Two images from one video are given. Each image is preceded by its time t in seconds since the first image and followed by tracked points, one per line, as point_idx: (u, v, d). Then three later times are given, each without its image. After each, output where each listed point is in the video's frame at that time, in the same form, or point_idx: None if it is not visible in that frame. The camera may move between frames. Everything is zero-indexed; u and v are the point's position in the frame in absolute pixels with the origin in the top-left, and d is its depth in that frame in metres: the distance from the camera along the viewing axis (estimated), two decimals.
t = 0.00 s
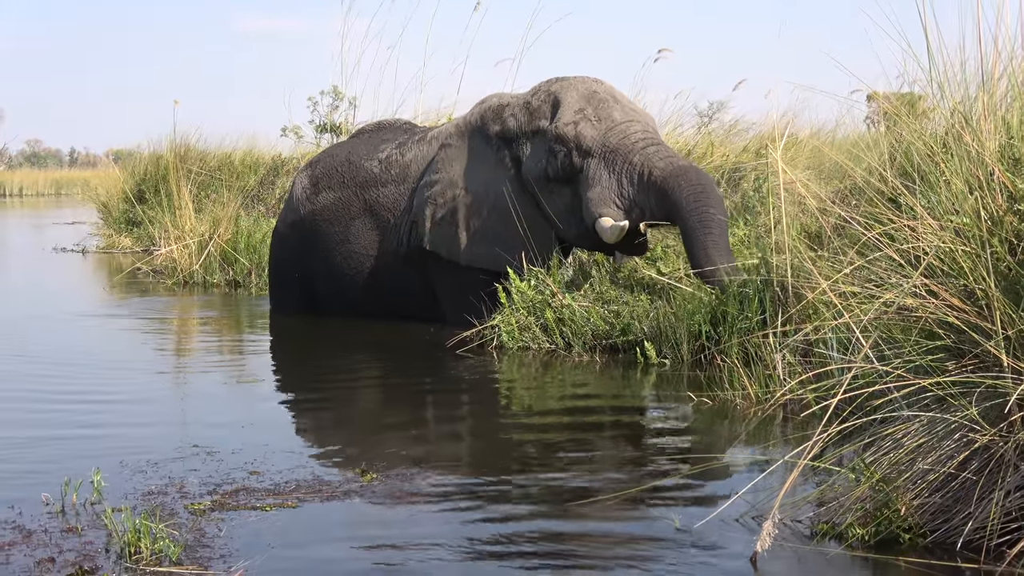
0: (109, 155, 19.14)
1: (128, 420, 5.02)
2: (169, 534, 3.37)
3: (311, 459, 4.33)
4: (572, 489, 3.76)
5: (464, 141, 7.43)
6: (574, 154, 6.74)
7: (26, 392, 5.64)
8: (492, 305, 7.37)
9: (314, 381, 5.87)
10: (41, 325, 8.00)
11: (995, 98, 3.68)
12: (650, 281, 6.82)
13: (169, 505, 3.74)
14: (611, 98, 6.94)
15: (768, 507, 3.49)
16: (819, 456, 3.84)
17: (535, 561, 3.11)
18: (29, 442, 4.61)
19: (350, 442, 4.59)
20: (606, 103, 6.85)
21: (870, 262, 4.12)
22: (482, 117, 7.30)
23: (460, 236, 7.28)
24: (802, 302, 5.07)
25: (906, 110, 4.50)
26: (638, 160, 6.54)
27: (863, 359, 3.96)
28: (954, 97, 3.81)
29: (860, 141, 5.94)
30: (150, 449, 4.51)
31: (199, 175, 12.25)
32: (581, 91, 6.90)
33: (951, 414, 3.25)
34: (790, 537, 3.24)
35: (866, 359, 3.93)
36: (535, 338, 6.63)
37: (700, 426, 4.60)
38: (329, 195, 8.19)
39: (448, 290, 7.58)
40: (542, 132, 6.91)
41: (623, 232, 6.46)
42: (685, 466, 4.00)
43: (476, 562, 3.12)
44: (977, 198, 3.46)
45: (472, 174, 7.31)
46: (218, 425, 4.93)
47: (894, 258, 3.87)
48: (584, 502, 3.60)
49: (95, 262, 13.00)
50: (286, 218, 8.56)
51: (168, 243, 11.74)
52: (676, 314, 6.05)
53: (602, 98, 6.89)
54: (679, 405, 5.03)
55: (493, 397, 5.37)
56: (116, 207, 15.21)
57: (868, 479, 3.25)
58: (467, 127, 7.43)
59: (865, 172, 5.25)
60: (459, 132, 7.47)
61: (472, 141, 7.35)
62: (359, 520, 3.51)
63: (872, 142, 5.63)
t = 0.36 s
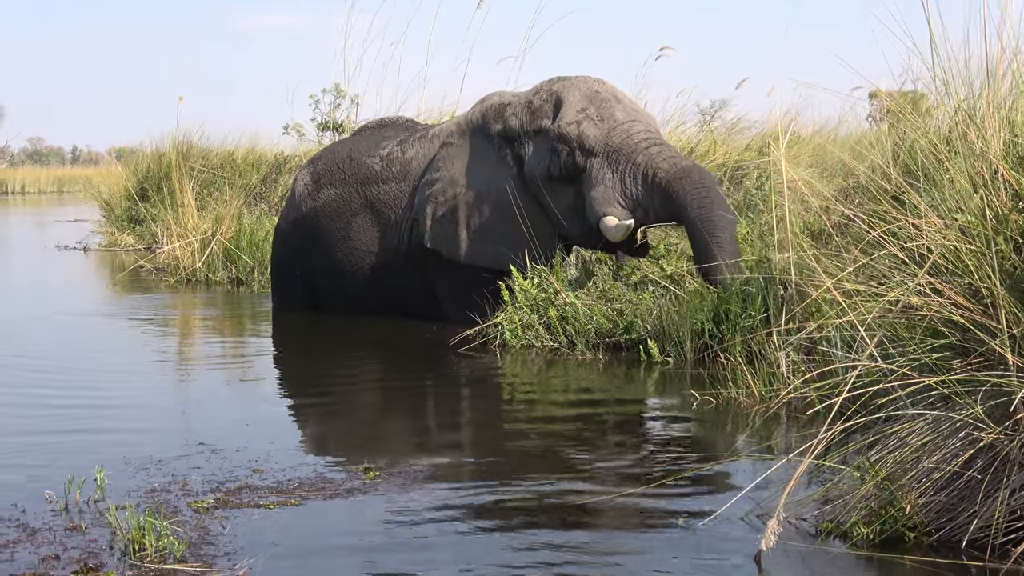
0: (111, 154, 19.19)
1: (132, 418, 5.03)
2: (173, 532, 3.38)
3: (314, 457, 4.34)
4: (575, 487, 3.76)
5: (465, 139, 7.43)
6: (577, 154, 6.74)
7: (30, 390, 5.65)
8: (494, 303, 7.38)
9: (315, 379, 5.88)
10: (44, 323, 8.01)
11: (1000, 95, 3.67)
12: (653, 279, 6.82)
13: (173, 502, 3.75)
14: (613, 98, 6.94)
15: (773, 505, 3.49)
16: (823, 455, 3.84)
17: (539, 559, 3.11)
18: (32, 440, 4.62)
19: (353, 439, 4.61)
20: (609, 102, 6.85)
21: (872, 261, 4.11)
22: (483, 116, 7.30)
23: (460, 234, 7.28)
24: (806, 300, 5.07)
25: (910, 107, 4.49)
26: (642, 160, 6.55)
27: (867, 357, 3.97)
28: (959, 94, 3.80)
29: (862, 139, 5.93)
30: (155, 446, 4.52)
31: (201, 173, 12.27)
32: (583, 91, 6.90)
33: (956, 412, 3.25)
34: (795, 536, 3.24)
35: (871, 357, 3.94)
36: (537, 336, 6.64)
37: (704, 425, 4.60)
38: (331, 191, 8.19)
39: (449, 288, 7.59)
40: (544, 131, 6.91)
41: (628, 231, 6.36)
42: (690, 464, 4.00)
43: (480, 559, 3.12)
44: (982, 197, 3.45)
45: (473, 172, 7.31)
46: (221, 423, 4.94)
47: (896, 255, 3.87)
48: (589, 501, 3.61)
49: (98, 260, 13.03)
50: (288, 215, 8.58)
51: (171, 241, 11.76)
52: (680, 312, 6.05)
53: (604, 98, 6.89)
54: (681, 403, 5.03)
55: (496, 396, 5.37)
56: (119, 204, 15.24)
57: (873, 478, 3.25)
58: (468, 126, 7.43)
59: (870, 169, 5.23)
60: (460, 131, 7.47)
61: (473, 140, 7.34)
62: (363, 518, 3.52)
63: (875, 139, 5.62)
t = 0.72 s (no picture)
0: (111, 153, 19.19)
1: (133, 417, 5.03)
2: (175, 531, 3.38)
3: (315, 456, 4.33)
4: (578, 486, 3.76)
5: (463, 138, 7.42)
6: (577, 152, 6.75)
7: (31, 389, 5.65)
8: (494, 302, 7.37)
9: (315, 379, 5.87)
10: (45, 322, 8.01)
11: (1001, 91, 3.67)
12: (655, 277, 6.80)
13: (175, 501, 3.75)
14: (612, 95, 6.94)
15: (775, 503, 3.49)
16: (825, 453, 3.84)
17: (542, 557, 3.11)
18: (35, 440, 4.63)
19: (354, 438, 4.60)
20: (608, 100, 6.85)
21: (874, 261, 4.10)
22: (482, 114, 7.30)
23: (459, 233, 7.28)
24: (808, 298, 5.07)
25: (910, 105, 4.49)
26: (643, 157, 6.56)
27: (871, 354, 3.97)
28: (960, 91, 3.79)
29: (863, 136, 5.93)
30: (156, 445, 4.53)
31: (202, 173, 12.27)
32: (583, 89, 6.90)
33: (959, 410, 3.25)
34: (798, 533, 3.24)
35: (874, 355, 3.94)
36: (538, 334, 6.64)
37: (707, 423, 4.60)
38: (329, 190, 8.18)
39: (450, 286, 7.58)
40: (544, 129, 6.91)
41: (631, 228, 6.34)
42: (691, 463, 4.00)
43: (482, 557, 3.12)
44: (985, 193, 3.45)
45: (472, 171, 7.30)
46: (223, 422, 4.94)
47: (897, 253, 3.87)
48: (591, 500, 3.61)
49: (99, 259, 13.04)
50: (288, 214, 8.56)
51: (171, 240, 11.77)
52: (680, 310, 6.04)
53: (604, 96, 6.90)
54: (683, 401, 5.03)
55: (497, 394, 5.36)
56: (118, 204, 15.25)
57: (877, 476, 3.25)
58: (467, 124, 7.43)
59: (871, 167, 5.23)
60: (459, 129, 7.47)
61: (472, 138, 7.34)
62: (365, 516, 3.52)
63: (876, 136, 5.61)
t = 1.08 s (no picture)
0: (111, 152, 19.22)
1: (134, 417, 5.03)
2: (176, 530, 3.38)
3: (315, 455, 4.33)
4: (579, 486, 3.76)
5: (462, 138, 7.42)
6: (576, 153, 6.75)
7: (32, 388, 5.65)
8: (495, 302, 7.36)
9: (314, 378, 5.87)
10: (45, 321, 8.01)
11: (1004, 93, 3.66)
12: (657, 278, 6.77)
13: (176, 500, 3.75)
14: (611, 97, 6.94)
15: (778, 504, 3.49)
16: (828, 454, 3.83)
17: (543, 557, 3.11)
18: (35, 439, 4.63)
19: (353, 437, 4.60)
20: (607, 101, 6.85)
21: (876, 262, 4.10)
22: (481, 115, 7.30)
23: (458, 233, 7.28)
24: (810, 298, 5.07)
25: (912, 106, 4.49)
26: (643, 159, 6.57)
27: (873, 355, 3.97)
28: (963, 93, 3.79)
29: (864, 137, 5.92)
30: (157, 445, 4.53)
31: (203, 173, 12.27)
32: (581, 90, 6.90)
33: (962, 410, 3.25)
34: (800, 534, 3.24)
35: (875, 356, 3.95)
36: (539, 334, 6.64)
37: (707, 423, 4.60)
38: (329, 188, 8.18)
39: (450, 286, 7.58)
40: (543, 130, 6.91)
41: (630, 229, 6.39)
42: (693, 464, 3.99)
43: (484, 557, 3.12)
44: (988, 195, 3.44)
45: (470, 171, 7.30)
46: (224, 421, 4.94)
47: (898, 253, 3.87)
48: (593, 500, 3.61)
49: (99, 258, 13.05)
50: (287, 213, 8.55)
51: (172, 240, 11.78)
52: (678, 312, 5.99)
53: (602, 97, 6.89)
54: (684, 401, 5.03)
55: (497, 394, 5.36)
56: (118, 203, 15.26)
57: (880, 477, 3.25)
58: (466, 125, 7.42)
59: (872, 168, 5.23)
60: (457, 130, 7.46)
61: (471, 138, 7.34)
62: (366, 516, 3.51)
63: (878, 137, 5.61)
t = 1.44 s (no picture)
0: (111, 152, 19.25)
1: (136, 417, 5.04)
2: (178, 531, 3.38)
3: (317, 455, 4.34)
4: (582, 487, 3.76)
5: (459, 140, 7.42)
6: (570, 155, 6.73)
7: (33, 389, 5.65)
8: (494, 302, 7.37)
9: (314, 378, 5.87)
10: (46, 321, 8.01)
11: (1006, 94, 3.66)
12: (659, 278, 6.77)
13: (178, 501, 3.75)
14: (606, 99, 6.94)
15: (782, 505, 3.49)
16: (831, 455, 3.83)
17: (546, 557, 3.11)
18: (37, 439, 4.63)
19: (356, 437, 4.61)
20: (601, 104, 6.85)
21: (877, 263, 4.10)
22: (478, 117, 7.30)
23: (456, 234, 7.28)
24: (812, 300, 5.08)
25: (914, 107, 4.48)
26: (634, 163, 6.57)
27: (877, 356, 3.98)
28: (965, 94, 3.79)
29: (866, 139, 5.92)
30: (159, 445, 4.53)
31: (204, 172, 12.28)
32: (576, 93, 6.90)
33: (966, 412, 3.24)
34: (804, 535, 3.24)
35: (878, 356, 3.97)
36: (541, 335, 6.65)
37: (709, 424, 4.60)
38: (329, 188, 8.18)
39: (450, 286, 7.58)
40: (538, 133, 6.91)
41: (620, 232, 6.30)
42: (695, 465, 4.00)
43: (487, 557, 3.12)
44: (993, 196, 3.42)
45: (468, 173, 7.30)
46: (226, 421, 4.95)
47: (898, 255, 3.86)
48: (596, 501, 3.61)
49: (99, 257, 13.06)
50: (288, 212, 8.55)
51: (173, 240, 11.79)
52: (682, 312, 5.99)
53: (597, 100, 6.89)
54: (685, 402, 5.03)
55: (499, 394, 5.37)
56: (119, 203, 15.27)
57: (883, 478, 3.25)
58: (464, 126, 7.42)
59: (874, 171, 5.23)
60: (455, 131, 7.46)
61: (468, 140, 7.34)
62: (368, 516, 3.52)
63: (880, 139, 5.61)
